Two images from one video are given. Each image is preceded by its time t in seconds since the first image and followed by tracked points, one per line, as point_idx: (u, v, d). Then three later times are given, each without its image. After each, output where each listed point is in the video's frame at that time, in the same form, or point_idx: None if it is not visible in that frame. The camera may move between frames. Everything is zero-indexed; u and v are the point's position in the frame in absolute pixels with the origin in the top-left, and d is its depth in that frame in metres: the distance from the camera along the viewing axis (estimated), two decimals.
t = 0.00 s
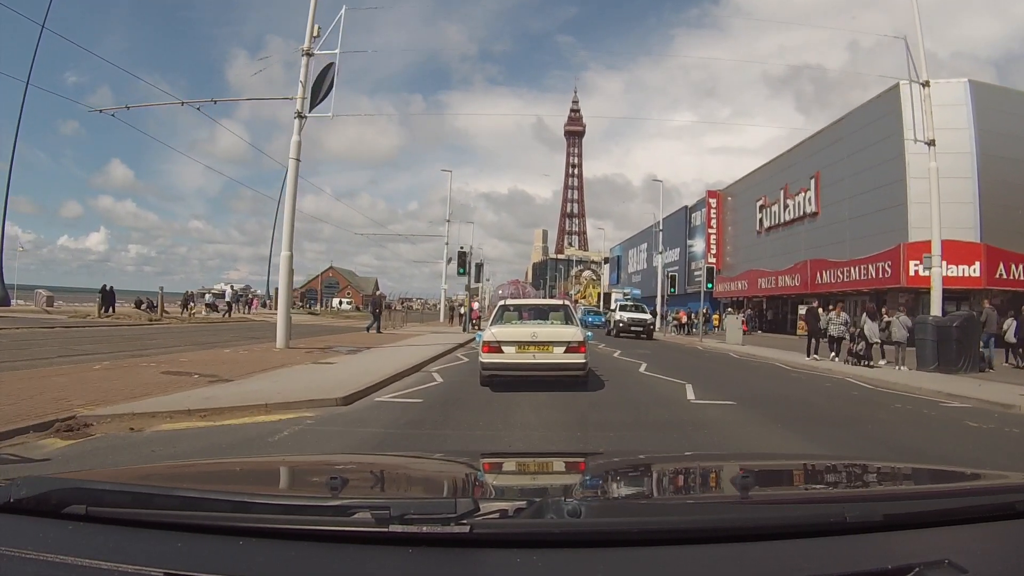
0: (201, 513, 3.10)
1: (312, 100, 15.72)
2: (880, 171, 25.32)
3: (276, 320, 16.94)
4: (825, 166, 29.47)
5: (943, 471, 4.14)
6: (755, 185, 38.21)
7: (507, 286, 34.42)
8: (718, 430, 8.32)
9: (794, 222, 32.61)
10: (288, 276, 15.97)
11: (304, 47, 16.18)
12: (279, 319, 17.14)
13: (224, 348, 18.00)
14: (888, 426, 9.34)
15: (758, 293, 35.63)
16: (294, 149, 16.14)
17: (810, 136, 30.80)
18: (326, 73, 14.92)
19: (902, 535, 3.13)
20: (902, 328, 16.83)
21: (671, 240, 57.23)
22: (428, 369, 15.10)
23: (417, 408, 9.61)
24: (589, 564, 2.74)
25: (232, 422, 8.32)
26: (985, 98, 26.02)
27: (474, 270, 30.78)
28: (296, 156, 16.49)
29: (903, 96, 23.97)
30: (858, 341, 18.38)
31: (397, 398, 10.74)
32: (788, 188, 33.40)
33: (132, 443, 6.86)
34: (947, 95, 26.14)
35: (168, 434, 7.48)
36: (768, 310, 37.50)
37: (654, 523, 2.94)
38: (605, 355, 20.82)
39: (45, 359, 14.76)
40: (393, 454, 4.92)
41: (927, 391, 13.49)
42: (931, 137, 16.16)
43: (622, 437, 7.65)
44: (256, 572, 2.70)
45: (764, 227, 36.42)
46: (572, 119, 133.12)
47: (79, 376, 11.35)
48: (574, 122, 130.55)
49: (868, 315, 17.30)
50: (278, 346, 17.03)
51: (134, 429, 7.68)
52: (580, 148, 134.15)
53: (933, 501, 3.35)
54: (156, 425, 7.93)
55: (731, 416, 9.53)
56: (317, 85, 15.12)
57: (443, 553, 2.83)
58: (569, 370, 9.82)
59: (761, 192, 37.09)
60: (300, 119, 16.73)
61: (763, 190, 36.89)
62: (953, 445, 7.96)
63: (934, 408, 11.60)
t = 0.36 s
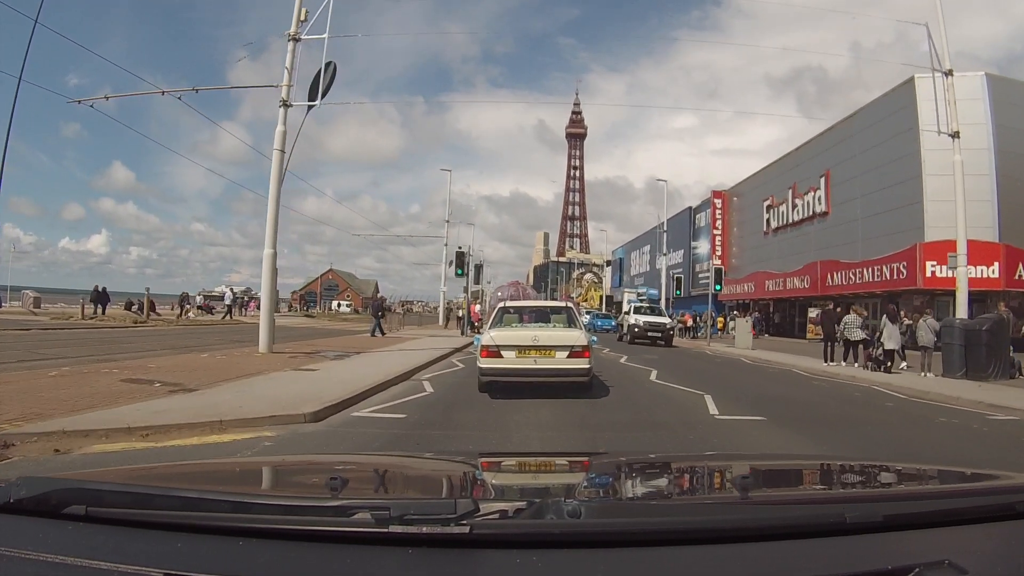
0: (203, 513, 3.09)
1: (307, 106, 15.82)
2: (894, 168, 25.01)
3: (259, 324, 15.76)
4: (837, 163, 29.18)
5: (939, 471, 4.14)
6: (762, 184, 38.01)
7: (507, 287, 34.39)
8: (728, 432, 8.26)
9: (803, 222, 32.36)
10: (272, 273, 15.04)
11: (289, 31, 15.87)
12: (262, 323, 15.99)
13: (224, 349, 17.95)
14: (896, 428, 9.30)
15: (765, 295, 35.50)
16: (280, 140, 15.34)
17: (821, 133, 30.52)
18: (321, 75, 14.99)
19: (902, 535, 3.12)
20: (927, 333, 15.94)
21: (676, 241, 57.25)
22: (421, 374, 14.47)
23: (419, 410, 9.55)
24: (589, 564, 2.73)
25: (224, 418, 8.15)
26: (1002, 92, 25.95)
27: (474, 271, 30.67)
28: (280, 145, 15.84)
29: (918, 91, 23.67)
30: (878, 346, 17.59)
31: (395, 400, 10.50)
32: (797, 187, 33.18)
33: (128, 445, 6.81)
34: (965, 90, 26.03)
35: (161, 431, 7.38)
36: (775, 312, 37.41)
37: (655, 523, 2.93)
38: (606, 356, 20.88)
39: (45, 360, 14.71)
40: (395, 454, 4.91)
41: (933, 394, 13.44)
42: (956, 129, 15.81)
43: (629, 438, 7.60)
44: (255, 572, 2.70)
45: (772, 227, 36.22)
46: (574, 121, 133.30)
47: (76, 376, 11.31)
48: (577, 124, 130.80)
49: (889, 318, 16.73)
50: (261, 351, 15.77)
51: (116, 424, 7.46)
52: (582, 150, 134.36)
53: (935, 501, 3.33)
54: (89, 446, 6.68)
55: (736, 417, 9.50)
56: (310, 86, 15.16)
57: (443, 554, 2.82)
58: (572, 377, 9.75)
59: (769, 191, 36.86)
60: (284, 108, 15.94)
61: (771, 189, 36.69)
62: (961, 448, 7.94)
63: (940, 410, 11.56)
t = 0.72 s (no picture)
0: (202, 514, 3.08)
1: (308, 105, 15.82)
2: (907, 163, 24.41)
3: (239, 324, 15.15)
4: (846, 159, 28.68)
5: (938, 472, 4.12)
6: (769, 181, 37.68)
7: (507, 286, 34.34)
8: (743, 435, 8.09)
9: (811, 219, 31.93)
10: (254, 269, 14.44)
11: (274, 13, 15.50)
12: (243, 324, 15.38)
13: (225, 349, 17.91)
14: (901, 428, 9.27)
15: (772, 296, 35.60)
16: (261, 128, 14.73)
17: (829, 128, 30.04)
18: (320, 70, 14.94)
19: (902, 536, 3.09)
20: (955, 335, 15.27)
21: (679, 240, 57.20)
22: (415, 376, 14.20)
23: (419, 411, 9.48)
24: (589, 565, 2.71)
25: (216, 422, 8.02)
26: (1018, 83, 26.00)
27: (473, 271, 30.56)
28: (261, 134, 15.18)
29: (932, 83, 23.05)
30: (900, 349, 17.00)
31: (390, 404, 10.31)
32: (804, 184, 32.84)
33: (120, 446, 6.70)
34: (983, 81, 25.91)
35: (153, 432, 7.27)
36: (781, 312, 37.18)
37: (656, 523, 2.92)
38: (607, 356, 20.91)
39: (45, 360, 14.66)
40: (397, 455, 4.88)
41: (938, 394, 13.38)
42: (981, 119, 15.55)
43: (631, 439, 7.54)
44: (254, 572, 2.69)
45: (779, 225, 35.87)
46: (575, 121, 133.23)
47: (71, 378, 11.21)
48: (578, 124, 130.75)
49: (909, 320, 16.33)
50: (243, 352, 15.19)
51: (101, 429, 7.32)
52: (583, 150, 134.31)
53: (937, 502, 3.31)
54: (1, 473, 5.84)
55: (741, 419, 9.41)
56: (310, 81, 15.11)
57: (443, 554, 2.81)
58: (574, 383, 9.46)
59: (776, 187, 36.53)
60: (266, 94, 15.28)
61: (777, 186, 36.38)
62: (966, 448, 7.91)
63: (945, 411, 11.50)
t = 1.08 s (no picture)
0: (201, 514, 3.08)
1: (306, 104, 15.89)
2: (920, 159, 24.02)
3: (222, 325, 14.48)
4: (856, 156, 28.38)
5: (939, 471, 4.12)
6: (775, 179, 37.46)
7: (506, 287, 34.34)
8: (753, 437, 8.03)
9: (819, 217, 31.69)
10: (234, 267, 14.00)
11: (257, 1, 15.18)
12: (223, 326, 14.78)
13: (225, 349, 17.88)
14: (905, 428, 9.27)
15: (777, 296, 35.57)
16: (243, 119, 14.26)
17: (838, 124, 29.75)
18: (317, 68, 14.93)
19: (902, 536, 3.09)
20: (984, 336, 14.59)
21: (682, 240, 57.19)
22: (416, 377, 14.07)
23: (420, 412, 9.42)
24: (589, 564, 2.71)
25: (214, 421, 7.91)
26: None
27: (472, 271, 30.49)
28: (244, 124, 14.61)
29: (946, 76, 22.59)
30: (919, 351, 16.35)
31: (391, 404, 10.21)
32: (811, 182, 32.61)
33: (117, 443, 6.60)
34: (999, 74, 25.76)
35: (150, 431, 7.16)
36: (788, 313, 37.06)
37: (655, 522, 2.92)
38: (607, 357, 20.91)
39: (45, 361, 14.62)
40: (398, 455, 4.87)
41: (943, 395, 13.30)
42: (1005, 108, 15.38)
43: (633, 440, 7.52)
44: (254, 572, 2.69)
45: (785, 224, 35.66)
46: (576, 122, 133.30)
47: (67, 378, 11.15)
48: (579, 125, 130.85)
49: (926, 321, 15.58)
50: (222, 357, 14.50)
51: (94, 428, 7.15)
52: (583, 151, 134.36)
53: (935, 501, 3.32)
54: None
55: (746, 420, 9.34)
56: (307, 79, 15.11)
57: (444, 554, 2.81)
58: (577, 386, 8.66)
59: (782, 185, 36.30)
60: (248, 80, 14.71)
61: (783, 184, 36.16)
62: (969, 447, 7.93)
63: (952, 411, 11.40)
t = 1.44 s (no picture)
0: (202, 513, 3.07)
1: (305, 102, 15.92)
2: (931, 155, 23.58)
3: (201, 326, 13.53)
4: (865, 153, 28.07)
5: (939, 472, 4.09)
6: (781, 177, 37.22)
7: (506, 285, 34.29)
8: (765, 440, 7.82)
9: (826, 216, 31.46)
10: (215, 265, 13.02)
11: None
12: (204, 325, 13.85)
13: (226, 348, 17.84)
14: (909, 429, 9.24)
15: (783, 295, 35.54)
16: (227, 104, 13.11)
17: (845, 121, 29.45)
18: (316, 65, 14.92)
19: (901, 536, 3.08)
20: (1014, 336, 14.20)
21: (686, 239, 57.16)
22: (418, 378, 14.02)
23: (421, 412, 9.40)
24: (588, 565, 2.70)
25: (215, 423, 7.84)
26: None
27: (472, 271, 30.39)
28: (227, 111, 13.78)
29: (959, 70, 22.10)
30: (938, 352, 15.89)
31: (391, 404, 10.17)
32: (818, 179, 32.40)
33: (116, 445, 6.51)
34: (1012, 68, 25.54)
35: (149, 434, 7.06)
36: (793, 313, 37.02)
37: (655, 523, 2.90)
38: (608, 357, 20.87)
39: (45, 360, 14.59)
40: (401, 455, 4.85)
41: (948, 397, 13.25)
42: None
43: (634, 440, 7.46)
44: (253, 572, 2.68)
45: (791, 223, 35.47)
46: (577, 122, 133.33)
47: (64, 377, 11.09)
48: (580, 125, 130.90)
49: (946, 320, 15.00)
50: (203, 359, 13.55)
51: (87, 432, 6.98)
52: (585, 151, 134.40)
53: (936, 502, 3.30)
54: None
55: (756, 422, 9.19)
56: (306, 76, 15.09)
57: (443, 554, 2.80)
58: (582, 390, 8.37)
59: (788, 183, 36.10)
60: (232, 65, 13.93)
61: (790, 182, 35.94)
62: (974, 448, 7.91)
63: (957, 412, 11.34)
